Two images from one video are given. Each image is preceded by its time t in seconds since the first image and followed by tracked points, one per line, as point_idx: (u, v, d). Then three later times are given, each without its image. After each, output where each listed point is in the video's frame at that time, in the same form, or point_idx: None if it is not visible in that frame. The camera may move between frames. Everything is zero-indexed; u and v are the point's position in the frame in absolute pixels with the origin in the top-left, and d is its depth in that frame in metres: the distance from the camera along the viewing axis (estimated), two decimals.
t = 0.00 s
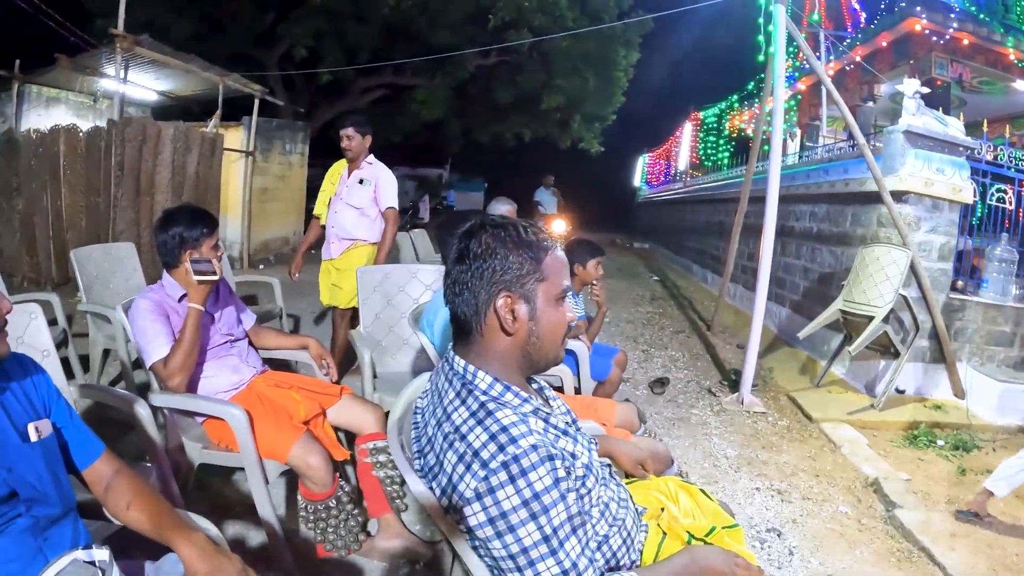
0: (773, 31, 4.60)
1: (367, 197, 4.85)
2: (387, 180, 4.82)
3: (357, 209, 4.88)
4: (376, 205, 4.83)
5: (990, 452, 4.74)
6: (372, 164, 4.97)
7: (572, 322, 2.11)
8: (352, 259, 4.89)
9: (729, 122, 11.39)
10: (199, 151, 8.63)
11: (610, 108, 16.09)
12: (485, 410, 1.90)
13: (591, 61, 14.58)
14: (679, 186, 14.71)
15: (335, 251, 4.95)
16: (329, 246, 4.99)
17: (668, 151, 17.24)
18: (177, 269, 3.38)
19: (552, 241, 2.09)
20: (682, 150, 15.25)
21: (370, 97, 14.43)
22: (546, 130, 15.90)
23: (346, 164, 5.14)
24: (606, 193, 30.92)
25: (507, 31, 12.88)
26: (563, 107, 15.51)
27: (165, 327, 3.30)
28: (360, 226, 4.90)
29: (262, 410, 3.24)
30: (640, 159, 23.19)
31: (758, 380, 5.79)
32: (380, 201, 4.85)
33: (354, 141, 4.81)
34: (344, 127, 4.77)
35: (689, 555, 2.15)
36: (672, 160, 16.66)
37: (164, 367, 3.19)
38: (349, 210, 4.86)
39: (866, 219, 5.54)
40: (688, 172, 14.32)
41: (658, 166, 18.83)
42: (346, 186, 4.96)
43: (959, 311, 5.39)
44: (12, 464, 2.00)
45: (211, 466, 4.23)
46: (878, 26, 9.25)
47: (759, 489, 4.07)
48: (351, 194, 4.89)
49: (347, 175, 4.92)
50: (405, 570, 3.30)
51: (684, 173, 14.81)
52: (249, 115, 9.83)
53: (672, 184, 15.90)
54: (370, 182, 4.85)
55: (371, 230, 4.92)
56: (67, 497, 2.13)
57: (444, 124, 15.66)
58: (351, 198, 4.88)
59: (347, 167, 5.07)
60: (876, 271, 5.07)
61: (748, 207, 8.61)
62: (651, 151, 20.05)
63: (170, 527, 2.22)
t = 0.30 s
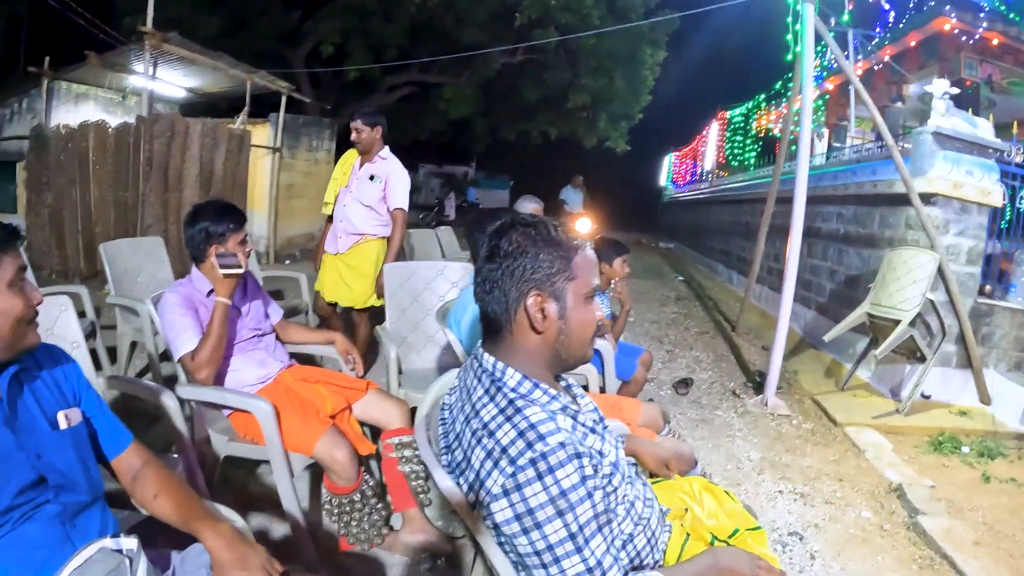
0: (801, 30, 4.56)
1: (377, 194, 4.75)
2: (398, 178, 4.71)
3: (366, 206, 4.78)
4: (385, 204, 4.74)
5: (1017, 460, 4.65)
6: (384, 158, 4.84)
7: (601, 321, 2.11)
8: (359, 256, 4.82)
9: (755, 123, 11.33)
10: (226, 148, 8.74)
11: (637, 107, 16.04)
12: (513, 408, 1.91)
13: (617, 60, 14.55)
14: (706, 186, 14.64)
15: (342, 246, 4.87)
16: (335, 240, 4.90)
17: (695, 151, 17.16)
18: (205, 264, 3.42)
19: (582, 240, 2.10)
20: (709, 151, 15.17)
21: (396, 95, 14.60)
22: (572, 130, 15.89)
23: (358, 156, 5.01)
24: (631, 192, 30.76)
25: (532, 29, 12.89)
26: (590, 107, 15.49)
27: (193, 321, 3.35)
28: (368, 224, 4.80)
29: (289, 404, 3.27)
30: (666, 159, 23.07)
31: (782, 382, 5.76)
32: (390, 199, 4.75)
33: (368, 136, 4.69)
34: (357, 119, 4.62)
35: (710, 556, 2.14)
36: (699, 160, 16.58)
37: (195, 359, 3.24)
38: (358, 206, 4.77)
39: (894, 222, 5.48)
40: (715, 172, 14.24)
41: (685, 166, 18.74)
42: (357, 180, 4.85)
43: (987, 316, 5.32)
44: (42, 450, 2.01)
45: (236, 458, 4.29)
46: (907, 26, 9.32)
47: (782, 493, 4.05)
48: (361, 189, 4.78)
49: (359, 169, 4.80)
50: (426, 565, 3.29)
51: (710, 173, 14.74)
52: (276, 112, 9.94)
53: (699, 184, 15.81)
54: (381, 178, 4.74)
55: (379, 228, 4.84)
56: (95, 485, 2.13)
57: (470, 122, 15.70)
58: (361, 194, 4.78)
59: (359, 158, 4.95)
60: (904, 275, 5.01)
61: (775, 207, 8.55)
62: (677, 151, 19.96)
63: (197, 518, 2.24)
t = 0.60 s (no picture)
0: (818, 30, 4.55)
1: (370, 192, 4.61)
2: (390, 175, 4.53)
3: (358, 205, 4.66)
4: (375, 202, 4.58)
5: None
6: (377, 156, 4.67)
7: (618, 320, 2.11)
8: (354, 258, 4.68)
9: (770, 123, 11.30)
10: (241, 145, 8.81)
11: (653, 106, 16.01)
12: (529, 405, 1.92)
13: (632, 59, 14.51)
14: (721, 186, 14.59)
15: (337, 247, 4.74)
16: (330, 242, 4.78)
17: (710, 151, 17.09)
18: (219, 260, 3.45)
19: (599, 240, 2.10)
20: (723, 151, 15.11)
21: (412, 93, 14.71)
22: (586, 129, 15.87)
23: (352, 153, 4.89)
24: (645, 192, 30.66)
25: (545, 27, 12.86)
26: (605, 106, 15.46)
27: (209, 317, 3.39)
28: (361, 224, 4.67)
29: (304, 400, 3.29)
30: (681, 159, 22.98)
31: (795, 384, 5.75)
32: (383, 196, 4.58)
33: (361, 132, 4.57)
34: (349, 115, 4.49)
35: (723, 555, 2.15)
36: (714, 160, 16.51)
37: (211, 354, 3.26)
38: (351, 204, 4.65)
39: (910, 224, 5.46)
40: (730, 172, 14.19)
41: (700, 167, 18.67)
42: (351, 178, 4.73)
43: (1002, 320, 5.28)
44: (59, 441, 2.02)
45: (250, 454, 4.32)
46: (923, 27, 9.26)
47: (794, 495, 4.04)
48: (354, 188, 4.66)
49: (353, 166, 4.68)
50: (438, 562, 3.31)
51: (726, 174, 14.68)
52: (291, 110, 10.00)
53: (714, 184, 15.74)
54: (373, 175, 4.60)
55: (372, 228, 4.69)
56: (112, 476, 2.14)
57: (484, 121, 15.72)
58: (353, 192, 4.66)
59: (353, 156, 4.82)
60: (919, 277, 4.99)
61: (791, 208, 8.51)
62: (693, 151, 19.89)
63: (211, 511, 2.26)
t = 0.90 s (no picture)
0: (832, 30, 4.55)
1: (356, 181, 4.59)
2: (376, 161, 4.54)
3: (344, 195, 4.62)
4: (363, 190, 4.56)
5: None
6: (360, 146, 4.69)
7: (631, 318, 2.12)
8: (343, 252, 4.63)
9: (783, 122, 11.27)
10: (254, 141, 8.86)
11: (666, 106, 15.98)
12: (543, 401, 1.94)
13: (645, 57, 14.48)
14: (734, 186, 14.55)
15: (324, 244, 4.69)
16: (318, 239, 4.72)
17: (722, 151, 17.04)
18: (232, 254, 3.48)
19: (613, 238, 2.11)
20: (736, 150, 15.07)
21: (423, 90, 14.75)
22: (597, 128, 15.85)
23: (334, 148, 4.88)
24: (656, 190, 30.60)
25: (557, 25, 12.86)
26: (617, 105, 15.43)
27: (223, 311, 3.42)
28: (349, 217, 4.63)
29: (317, 394, 3.32)
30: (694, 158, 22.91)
31: (806, 385, 5.74)
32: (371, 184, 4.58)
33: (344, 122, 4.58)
34: (329, 108, 4.49)
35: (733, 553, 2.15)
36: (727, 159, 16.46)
37: (225, 347, 3.28)
38: (337, 197, 4.62)
39: (923, 225, 5.44)
40: (742, 172, 14.16)
41: (712, 167, 18.61)
42: (335, 171, 4.71)
43: (1015, 323, 5.23)
44: (75, 432, 2.05)
45: (261, 447, 4.36)
46: (937, 27, 9.42)
47: (803, 496, 4.04)
48: (339, 180, 4.64)
49: (337, 159, 4.67)
50: (448, 558, 3.33)
51: (738, 174, 14.64)
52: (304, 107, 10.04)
53: (727, 184, 15.69)
54: (359, 165, 4.59)
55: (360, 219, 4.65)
56: (126, 469, 2.18)
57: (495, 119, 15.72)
58: (338, 184, 4.64)
59: (336, 151, 4.82)
60: (931, 279, 4.98)
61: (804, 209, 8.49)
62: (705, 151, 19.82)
63: (224, 504, 2.29)
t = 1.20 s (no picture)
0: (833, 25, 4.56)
1: (332, 170, 4.56)
2: (351, 147, 4.55)
3: (319, 185, 4.56)
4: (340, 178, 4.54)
5: None
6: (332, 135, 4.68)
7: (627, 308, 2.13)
8: (323, 246, 4.55)
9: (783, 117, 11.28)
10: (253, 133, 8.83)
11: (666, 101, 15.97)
12: (540, 391, 1.94)
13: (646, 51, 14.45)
14: (732, 180, 14.56)
15: (304, 239, 4.61)
16: (297, 235, 4.64)
17: (722, 146, 17.03)
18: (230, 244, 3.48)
19: (609, 228, 2.12)
20: (735, 145, 15.06)
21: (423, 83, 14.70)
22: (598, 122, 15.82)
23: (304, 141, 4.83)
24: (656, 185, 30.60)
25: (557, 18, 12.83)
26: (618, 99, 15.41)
27: (221, 301, 3.42)
28: (327, 210, 4.54)
29: (315, 384, 3.33)
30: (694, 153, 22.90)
31: (803, 380, 5.75)
32: (346, 171, 4.57)
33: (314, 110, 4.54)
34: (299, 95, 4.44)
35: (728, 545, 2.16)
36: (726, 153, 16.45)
37: (224, 337, 3.27)
38: (314, 188, 4.56)
39: (922, 221, 5.44)
40: (741, 167, 14.16)
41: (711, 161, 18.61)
42: (308, 163, 4.65)
43: (1013, 320, 5.26)
44: (75, 424, 2.05)
45: (259, 438, 4.36)
46: (939, 24, 9.43)
47: (800, 489, 4.05)
48: (314, 171, 4.59)
49: (309, 150, 4.63)
50: (445, 548, 3.33)
51: (737, 168, 14.64)
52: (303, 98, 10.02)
53: (725, 178, 15.69)
54: (333, 153, 4.57)
55: (339, 210, 4.58)
56: (125, 460, 2.18)
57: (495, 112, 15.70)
58: (312, 175, 4.58)
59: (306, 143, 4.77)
60: (929, 275, 4.98)
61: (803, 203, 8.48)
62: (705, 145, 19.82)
63: (224, 492, 2.29)
